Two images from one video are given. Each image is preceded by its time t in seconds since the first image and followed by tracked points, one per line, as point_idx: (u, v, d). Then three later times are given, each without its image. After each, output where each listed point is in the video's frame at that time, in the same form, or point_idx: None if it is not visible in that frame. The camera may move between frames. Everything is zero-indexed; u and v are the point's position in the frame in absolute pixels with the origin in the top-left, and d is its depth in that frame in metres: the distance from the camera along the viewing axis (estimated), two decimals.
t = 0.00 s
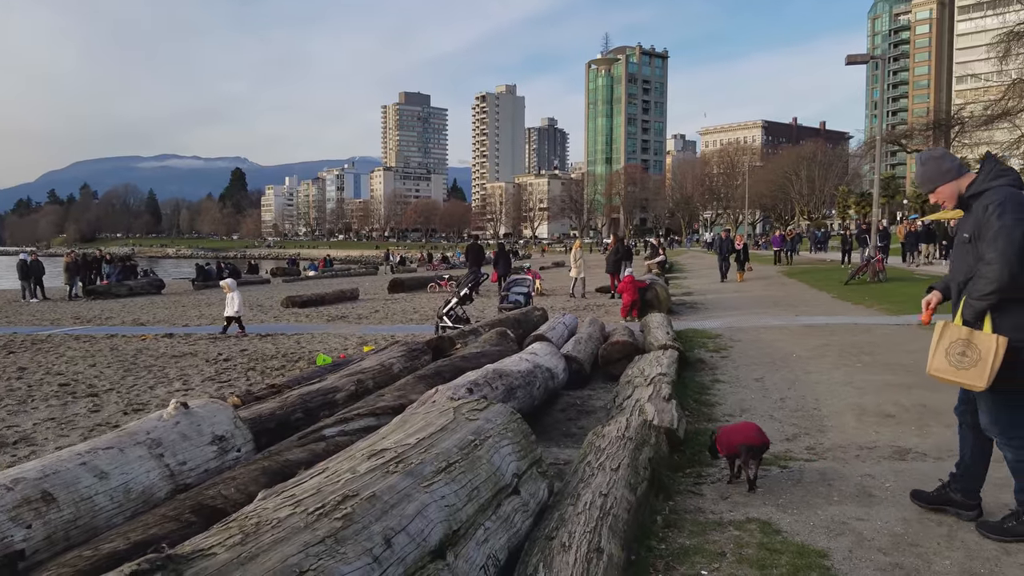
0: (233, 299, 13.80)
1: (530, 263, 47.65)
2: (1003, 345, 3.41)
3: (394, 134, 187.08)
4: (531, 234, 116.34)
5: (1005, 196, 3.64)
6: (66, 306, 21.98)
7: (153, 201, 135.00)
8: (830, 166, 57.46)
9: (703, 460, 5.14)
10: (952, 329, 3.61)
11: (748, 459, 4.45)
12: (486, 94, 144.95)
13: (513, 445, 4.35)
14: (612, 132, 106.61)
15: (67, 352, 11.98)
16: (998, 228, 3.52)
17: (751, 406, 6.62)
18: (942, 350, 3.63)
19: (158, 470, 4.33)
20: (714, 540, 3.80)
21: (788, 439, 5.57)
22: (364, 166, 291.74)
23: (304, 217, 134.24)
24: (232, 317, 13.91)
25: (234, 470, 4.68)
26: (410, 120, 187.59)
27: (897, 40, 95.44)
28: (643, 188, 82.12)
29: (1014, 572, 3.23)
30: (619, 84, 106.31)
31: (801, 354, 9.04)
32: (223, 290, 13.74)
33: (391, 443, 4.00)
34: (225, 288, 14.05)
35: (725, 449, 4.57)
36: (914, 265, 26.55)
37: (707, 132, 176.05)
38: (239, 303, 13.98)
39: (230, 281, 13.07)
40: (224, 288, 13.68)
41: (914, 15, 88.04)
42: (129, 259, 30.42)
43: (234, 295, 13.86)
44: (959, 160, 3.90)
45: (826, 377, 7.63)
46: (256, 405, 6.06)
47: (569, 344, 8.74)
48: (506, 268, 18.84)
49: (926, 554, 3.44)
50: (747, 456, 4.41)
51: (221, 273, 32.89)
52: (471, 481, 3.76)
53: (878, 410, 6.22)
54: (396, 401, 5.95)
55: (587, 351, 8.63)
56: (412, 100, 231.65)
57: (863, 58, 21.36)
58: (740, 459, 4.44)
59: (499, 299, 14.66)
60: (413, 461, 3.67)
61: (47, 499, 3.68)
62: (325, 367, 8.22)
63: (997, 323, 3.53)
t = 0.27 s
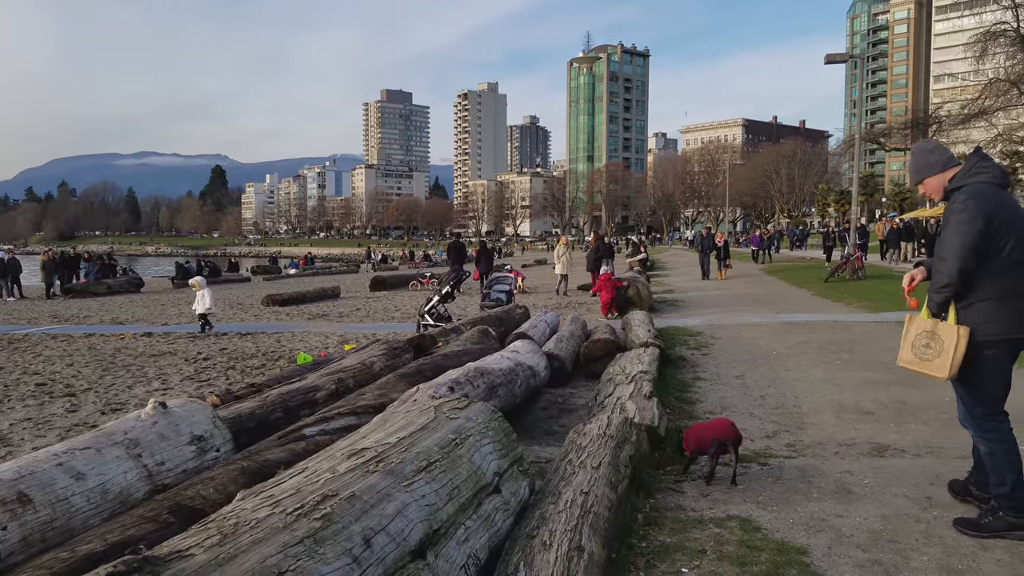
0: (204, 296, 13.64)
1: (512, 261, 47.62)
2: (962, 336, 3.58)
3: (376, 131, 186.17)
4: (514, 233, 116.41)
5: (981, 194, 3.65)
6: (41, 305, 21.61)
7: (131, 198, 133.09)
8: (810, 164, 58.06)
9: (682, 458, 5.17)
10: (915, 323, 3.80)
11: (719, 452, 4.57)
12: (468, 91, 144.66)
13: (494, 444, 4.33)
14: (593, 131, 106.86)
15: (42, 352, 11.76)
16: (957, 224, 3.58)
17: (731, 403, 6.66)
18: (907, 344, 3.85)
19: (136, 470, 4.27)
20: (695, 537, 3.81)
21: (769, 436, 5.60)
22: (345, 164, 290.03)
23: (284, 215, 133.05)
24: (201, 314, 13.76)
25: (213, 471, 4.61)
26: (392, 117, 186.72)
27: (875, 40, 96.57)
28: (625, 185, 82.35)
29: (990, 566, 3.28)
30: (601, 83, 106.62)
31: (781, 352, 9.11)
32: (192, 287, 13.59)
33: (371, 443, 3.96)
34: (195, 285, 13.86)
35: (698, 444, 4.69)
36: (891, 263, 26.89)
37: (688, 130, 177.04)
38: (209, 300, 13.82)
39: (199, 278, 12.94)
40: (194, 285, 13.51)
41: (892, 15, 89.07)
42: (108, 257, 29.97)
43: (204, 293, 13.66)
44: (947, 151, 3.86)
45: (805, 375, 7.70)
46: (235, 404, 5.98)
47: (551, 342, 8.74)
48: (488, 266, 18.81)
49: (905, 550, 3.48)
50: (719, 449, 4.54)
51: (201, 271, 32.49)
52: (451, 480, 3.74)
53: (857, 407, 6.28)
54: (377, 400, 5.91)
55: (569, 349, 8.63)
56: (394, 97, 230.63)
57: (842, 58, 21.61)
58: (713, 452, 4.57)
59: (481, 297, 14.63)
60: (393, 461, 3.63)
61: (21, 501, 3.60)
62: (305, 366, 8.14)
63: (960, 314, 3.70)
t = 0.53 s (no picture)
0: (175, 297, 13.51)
1: (496, 261, 47.55)
2: (920, 327, 3.74)
3: (358, 130, 185.02)
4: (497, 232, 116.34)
5: (957, 193, 3.72)
6: (17, 304, 21.21)
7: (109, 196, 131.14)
8: (791, 164, 58.58)
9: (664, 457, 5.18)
10: (889, 315, 3.98)
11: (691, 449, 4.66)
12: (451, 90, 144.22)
13: (475, 444, 4.31)
14: (576, 130, 107.02)
15: (18, 352, 11.54)
16: (926, 222, 3.68)
17: (712, 402, 6.70)
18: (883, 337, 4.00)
19: (115, 471, 4.21)
20: (676, 536, 3.82)
21: (749, 435, 5.64)
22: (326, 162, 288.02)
23: (266, 214, 131.88)
24: (174, 315, 13.62)
25: (193, 471, 4.55)
26: (374, 116, 185.68)
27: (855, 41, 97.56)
28: (607, 185, 82.54)
29: (966, 562, 3.33)
30: (583, 82, 106.81)
31: (762, 351, 9.18)
32: (165, 288, 13.44)
33: (352, 443, 3.93)
34: (167, 287, 13.79)
35: (670, 442, 4.78)
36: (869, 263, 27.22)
37: (670, 129, 177.91)
38: (181, 301, 13.72)
39: (171, 280, 12.82)
40: (166, 286, 13.37)
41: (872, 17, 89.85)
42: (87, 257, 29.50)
43: (176, 293, 13.58)
44: (935, 149, 3.92)
45: (785, 373, 7.76)
46: (215, 405, 5.91)
47: (534, 342, 8.74)
48: (470, 265, 18.77)
49: (882, 548, 3.52)
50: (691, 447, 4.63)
51: (182, 270, 32.11)
52: (433, 480, 3.72)
53: (836, 406, 6.34)
54: (358, 399, 5.87)
55: (551, 349, 8.63)
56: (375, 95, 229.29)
57: (822, 58, 21.79)
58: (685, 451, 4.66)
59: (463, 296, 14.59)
60: (374, 461, 3.61)
61: None
62: (286, 366, 8.07)
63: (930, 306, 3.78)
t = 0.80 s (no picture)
0: (149, 298, 13.33)
1: (481, 262, 47.53)
2: (893, 322, 3.77)
3: (341, 130, 184.03)
4: (480, 232, 116.25)
5: (937, 192, 3.81)
6: None
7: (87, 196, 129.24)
8: (772, 165, 59.15)
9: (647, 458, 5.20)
10: (868, 312, 3.98)
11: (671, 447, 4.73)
12: (434, 91, 143.88)
13: (458, 445, 4.28)
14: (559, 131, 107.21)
15: None
16: (903, 217, 3.77)
17: (695, 402, 6.73)
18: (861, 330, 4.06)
19: (95, 473, 4.14)
20: (659, 536, 3.83)
21: (732, 435, 5.67)
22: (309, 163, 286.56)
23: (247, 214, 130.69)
24: (148, 317, 13.42)
25: (174, 473, 4.49)
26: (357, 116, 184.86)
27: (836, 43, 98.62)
28: (590, 185, 82.79)
29: (946, 561, 3.37)
30: (566, 83, 107.08)
31: (744, 352, 9.24)
32: (138, 289, 13.26)
33: (334, 444, 3.90)
34: (140, 288, 13.60)
35: (647, 441, 4.85)
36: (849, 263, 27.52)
37: (653, 130, 178.81)
38: (155, 302, 13.50)
39: (145, 280, 12.64)
40: (139, 287, 13.20)
41: (852, 19, 90.82)
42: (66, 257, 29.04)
43: (149, 295, 13.40)
44: (925, 151, 4.01)
45: (767, 374, 7.82)
46: (196, 406, 5.84)
47: (517, 342, 8.74)
48: (453, 266, 18.74)
49: (863, 547, 3.55)
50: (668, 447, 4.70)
51: (163, 271, 31.75)
52: (415, 481, 3.69)
53: (817, 406, 6.40)
54: (341, 400, 5.83)
55: (534, 349, 8.63)
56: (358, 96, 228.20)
57: (803, 60, 22.07)
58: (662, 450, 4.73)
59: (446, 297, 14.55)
60: (356, 462, 3.57)
61: None
62: (267, 367, 7.99)
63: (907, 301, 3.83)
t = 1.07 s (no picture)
0: (123, 299, 13.15)
1: (467, 262, 47.51)
2: (860, 323, 4.07)
3: (326, 129, 183.04)
4: (466, 233, 116.08)
5: (903, 197, 4.09)
6: None
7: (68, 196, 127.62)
8: (756, 166, 59.62)
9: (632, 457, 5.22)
10: (842, 312, 4.29)
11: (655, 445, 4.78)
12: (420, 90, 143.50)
13: (443, 445, 4.27)
14: (545, 131, 107.34)
15: None
16: (869, 220, 4.07)
17: (679, 402, 6.75)
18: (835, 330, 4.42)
19: (76, 475, 4.08)
20: (643, 535, 3.84)
21: (716, 434, 5.69)
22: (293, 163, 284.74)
23: (231, 214, 129.64)
24: (122, 318, 13.24)
25: (157, 474, 4.43)
26: (342, 115, 183.96)
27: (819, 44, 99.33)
28: (576, 186, 82.92)
29: (927, 559, 3.40)
30: (552, 83, 107.21)
31: (728, 352, 9.28)
32: (112, 290, 13.07)
33: (317, 445, 3.87)
34: (114, 289, 13.41)
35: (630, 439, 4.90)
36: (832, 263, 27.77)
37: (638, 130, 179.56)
38: (130, 303, 13.32)
39: (119, 280, 12.46)
40: (113, 288, 13.02)
41: (835, 20, 91.61)
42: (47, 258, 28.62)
43: (125, 295, 13.21)
44: (900, 154, 4.26)
45: (752, 374, 7.86)
46: (178, 407, 5.78)
47: (502, 342, 8.72)
48: (438, 266, 18.69)
49: (845, 546, 3.58)
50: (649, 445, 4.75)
51: (145, 271, 31.42)
52: (399, 482, 3.67)
53: (801, 405, 6.45)
54: (326, 401, 5.78)
55: (519, 350, 8.63)
56: (344, 96, 227.22)
57: (787, 62, 22.26)
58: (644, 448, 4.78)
59: (432, 297, 14.52)
60: (340, 463, 3.55)
61: None
62: (251, 368, 7.92)
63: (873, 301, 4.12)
